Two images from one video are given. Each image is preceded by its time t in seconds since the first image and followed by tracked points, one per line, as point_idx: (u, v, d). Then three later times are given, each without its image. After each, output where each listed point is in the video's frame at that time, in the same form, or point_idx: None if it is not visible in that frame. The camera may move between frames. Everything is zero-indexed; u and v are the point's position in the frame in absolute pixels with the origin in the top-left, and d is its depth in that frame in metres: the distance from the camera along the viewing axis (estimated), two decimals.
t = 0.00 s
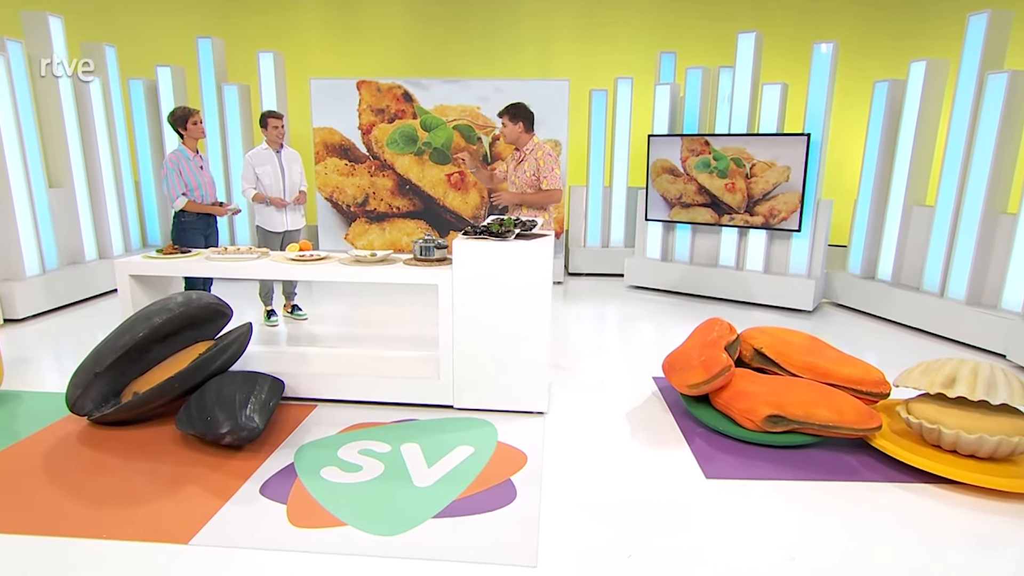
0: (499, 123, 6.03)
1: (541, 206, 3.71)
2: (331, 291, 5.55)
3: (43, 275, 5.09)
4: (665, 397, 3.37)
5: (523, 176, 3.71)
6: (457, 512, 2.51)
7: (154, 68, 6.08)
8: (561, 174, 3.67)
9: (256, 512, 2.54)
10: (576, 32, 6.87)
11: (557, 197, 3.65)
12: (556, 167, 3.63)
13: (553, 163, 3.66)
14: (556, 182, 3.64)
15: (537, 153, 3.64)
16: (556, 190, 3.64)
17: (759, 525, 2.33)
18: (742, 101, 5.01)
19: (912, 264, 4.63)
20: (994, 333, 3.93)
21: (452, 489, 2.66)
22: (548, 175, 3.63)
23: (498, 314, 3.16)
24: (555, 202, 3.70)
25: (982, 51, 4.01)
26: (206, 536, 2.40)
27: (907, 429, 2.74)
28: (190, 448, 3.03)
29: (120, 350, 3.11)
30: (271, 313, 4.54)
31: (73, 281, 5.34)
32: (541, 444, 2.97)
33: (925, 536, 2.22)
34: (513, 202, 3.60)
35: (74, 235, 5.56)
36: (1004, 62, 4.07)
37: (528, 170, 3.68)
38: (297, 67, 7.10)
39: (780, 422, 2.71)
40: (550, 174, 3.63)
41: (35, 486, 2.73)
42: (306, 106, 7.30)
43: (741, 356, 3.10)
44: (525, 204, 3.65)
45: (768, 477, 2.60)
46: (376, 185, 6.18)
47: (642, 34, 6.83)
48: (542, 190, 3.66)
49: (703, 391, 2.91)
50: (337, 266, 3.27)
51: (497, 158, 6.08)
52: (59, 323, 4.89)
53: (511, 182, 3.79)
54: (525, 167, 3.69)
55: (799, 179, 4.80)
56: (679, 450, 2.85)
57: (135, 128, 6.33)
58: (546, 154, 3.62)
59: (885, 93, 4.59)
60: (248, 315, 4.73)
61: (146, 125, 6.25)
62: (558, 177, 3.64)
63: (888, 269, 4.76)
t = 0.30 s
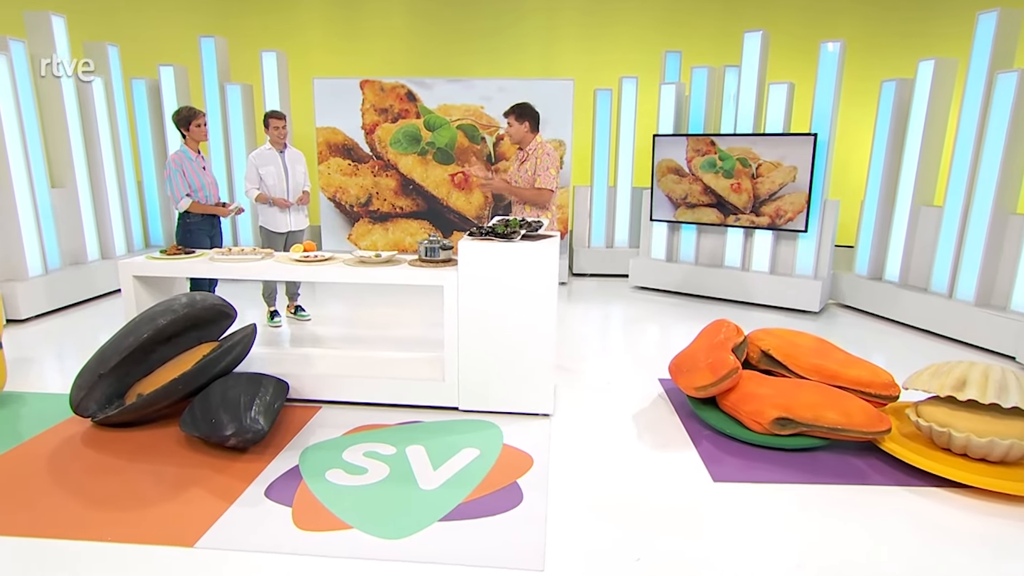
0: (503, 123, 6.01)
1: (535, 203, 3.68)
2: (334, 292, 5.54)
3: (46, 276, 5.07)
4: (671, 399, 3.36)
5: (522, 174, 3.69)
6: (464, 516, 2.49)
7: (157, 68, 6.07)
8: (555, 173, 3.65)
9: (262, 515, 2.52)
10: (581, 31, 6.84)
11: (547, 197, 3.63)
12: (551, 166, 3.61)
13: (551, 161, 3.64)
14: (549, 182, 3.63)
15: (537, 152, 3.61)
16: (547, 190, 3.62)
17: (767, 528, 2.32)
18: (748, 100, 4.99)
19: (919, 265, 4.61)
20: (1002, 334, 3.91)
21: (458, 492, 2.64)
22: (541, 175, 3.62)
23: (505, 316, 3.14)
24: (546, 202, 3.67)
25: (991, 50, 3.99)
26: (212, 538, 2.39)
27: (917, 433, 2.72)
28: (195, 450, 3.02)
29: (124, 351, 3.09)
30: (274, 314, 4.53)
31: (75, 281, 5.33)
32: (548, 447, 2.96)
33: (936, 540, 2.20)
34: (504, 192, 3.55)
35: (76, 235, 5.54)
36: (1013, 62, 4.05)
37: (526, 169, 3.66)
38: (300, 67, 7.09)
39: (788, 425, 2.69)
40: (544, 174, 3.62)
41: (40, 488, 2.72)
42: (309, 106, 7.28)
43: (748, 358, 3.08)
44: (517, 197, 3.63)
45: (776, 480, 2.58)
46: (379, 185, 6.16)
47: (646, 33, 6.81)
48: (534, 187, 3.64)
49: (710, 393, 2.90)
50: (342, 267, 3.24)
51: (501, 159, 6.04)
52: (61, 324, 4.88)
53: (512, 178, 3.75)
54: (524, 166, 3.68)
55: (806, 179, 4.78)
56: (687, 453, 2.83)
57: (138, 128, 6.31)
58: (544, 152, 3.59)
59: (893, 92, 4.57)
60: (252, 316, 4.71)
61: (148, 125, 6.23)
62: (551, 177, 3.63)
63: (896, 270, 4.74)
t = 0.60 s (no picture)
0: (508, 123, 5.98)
1: (539, 196, 3.64)
2: (338, 293, 5.52)
3: (49, 276, 5.06)
4: (678, 401, 3.34)
5: (525, 171, 3.68)
6: (472, 519, 2.48)
7: (160, 68, 6.06)
8: (557, 168, 3.59)
9: (268, 518, 2.51)
10: (586, 30, 6.82)
11: (549, 192, 3.57)
12: (553, 160, 3.56)
13: (553, 156, 3.58)
14: (552, 176, 3.58)
15: (539, 148, 3.58)
16: (549, 185, 3.57)
17: (778, 533, 2.30)
18: (755, 100, 4.96)
19: (929, 266, 4.59)
20: (1013, 335, 3.89)
21: (466, 495, 2.63)
22: (543, 170, 3.58)
23: (513, 319, 3.12)
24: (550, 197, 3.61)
25: (1002, 49, 3.96)
26: (218, 542, 2.37)
27: (927, 436, 2.70)
28: (199, 453, 3.00)
29: (129, 352, 3.07)
30: (278, 315, 4.51)
31: (77, 282, 5.31)
32: (555, 450, 2.94)
33: (949, 545, 2.18)
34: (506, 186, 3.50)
35: (79, 235, 5.52)
36: None
37: (529, 165, 3.65)
38: (304, 66, 7.06)
39: (797, 428, 2.67)
40: (545, 168, 3.57)
41: (44, 490, 2.71)
42: (313, 106, 7.26)
43: (756, 360, 3.06)
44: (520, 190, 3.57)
45: (786, 484, 2.56)
46: (383, 185, 6.14)
47: (652, 32, 6.78)
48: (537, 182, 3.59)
49: (718, 396, 2.88)
50: (348, 269, 3.22)
51: (505, 158, 6.03)
52: (64, 325, 4.87)
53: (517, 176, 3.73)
54: (527, 163, 3.67)
55: (814, 180, 4.76)
56: (695, 456, 2.81)
57: (141, 128, 6.30)
58: (545, 148, 3.55)
59: (902, 91, 4.54)
60: (256, 318, 4.70)
61: (151, 125, 6.21)
62: (553, 172, 3.57)
63: (905, 271, 4.72)
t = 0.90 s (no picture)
0: (512, 123, 5.96)
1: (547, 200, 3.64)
2: (341, 293, 5.51)
3: (52, 276, 5.05)
4: (685, 403, 3.32)
5: (532, 175, 3.66)
6: (479, 522, 2.46)
7: (163, 67, 6.04)
8: (564, 170, 3.57)
9: (274, 521, 2.49)
10: (590, 29, 6.79)
11: (558, 195, 3.57)
12: (559, 163, 3.54)
13: (559, 159, 3.56)
14: (559, 179, 3.56)
15: (544, 151, 3.56)
16: (558, 188, 3.56)
17: (787, 536, 2.28)
18: (761, 99, 4.94)
19: (937, 266, 4.57)
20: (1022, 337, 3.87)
21: (472, 498, 2.61)
22: (550, 173, 3.56)
23: (520, 321, 3.11)
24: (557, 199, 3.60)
25: (1013, 48, 3.93)
26: (223, 545, 2.36)
27: (937, 439, 2.69)
28: (204, 454, 2.99)
29: (133, 353, 3.06)
30: (281, 315, 4.50)
31: (80, 282, 5.30)
32: (562, 452, 2.92)
33: (960, 550, 2.16)
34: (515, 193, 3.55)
35: (82, 234, 5.52)
36: None
37: (536, 169, 3.62)
38: (307, 65, 7.05)
39: (805, 430, 2.66)
40: (553, 172, 3.55)
41: (49, 492, 2.70)
42: (316, 105, 7.24)
43: (763, 362, 3.04)
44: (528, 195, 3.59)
45: (795, 487, 2.54)
46: (386, 185, 6.12)
47: (657, 31, 6.75)
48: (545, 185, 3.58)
49: (726, 398, 2.86)
50: (353, 269, 3.20)
51: (509, 158, 6.01)
52: (67, 325, 4.86)
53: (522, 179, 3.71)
54: (533, 166, 3.64)
55: (821, 180, 4.74)
56: (702, 459, 2.80)
57: (143, 128, 6.28)
58: (551, 151, 3.53)
59: (910, 90, 4.52)
60: (260, 318, 4.69)
61: (154, 124, 6.20)
62: (560, 175, 3.55)
63: (913, 272, 4.70)
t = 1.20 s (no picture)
0: (516, 122, 5.94)
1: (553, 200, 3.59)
2: (345, 293, 5.49)
3: (55, 276, 5.04)
4: (693, 405, 3.30)
5: (543, 172, 3.61)
6: (486, 525, 2.44)
7: (166, 65, 6.02)
8: (573, 172, 3.53)
9: (281, 524, 2.47)
10: (595, 28, 6.76)
11: (559, 195, 3.53)
12: (569, 164, 3.50)
13: (571, 161, 3.52)
14: (564, 179, 3.52)
15: (561, 152, 3.52)
16: (558, 188, 3.52)
17: (798, 541, 2.26)
18: (769, 98, 4.92)
19: (947, 267, 4.54)
20: None
21: (479, 501, 2.59)
22: (558, 173, 3.53)
23: (527, 322, 3.09)
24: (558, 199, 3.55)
25: None
26: (228, 548, 2.34)
27: (949, 442, 2.66)
28: (208, 456, 2.97)
29: (137, 355, 3.04)
30: (285, 316, 4.47)
31: (83, 282, 5.28)
32: (569, 455, 2.90)
33: (974, 555, 2.13)
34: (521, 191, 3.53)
35: (85, 235, 5.50)
36: None
37: (547, 167, 3.58)
38: (310, 64, 7.02)
39: (815, 433, 2.65)
40: (561, 172, 3.52)
41: (53, 494, 2.68)
42: (319, 104, 7.22)
43: (772, 364, 3.02)
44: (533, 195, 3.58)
45: (805, 491, 2.52)
46: (390, 184, 6.10)
47: (662, 30, 6.72)
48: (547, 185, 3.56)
49: (734, 400, 2.85)
50: (358, 270, 3.18)
51: (514, 157, 5.99)
52: (69, 325, 4.84)
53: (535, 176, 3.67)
54: (546, 164, 3.59)
55: (829, 180, 4.71)
56: (711, 462, 2.77)
57: (146, 127, 6.26)
58: (565, 150, 3.49)
59: (920, 89, 4.48)
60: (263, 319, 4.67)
61: (157, 124, 6.19)
62: (568, 176, 3.52)
63: (922, 272, 4.67)
